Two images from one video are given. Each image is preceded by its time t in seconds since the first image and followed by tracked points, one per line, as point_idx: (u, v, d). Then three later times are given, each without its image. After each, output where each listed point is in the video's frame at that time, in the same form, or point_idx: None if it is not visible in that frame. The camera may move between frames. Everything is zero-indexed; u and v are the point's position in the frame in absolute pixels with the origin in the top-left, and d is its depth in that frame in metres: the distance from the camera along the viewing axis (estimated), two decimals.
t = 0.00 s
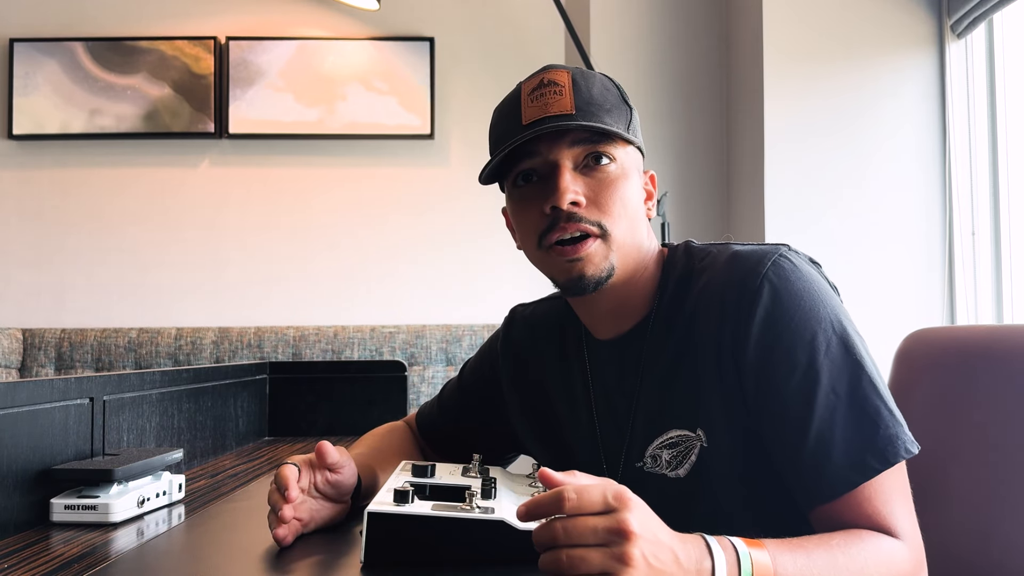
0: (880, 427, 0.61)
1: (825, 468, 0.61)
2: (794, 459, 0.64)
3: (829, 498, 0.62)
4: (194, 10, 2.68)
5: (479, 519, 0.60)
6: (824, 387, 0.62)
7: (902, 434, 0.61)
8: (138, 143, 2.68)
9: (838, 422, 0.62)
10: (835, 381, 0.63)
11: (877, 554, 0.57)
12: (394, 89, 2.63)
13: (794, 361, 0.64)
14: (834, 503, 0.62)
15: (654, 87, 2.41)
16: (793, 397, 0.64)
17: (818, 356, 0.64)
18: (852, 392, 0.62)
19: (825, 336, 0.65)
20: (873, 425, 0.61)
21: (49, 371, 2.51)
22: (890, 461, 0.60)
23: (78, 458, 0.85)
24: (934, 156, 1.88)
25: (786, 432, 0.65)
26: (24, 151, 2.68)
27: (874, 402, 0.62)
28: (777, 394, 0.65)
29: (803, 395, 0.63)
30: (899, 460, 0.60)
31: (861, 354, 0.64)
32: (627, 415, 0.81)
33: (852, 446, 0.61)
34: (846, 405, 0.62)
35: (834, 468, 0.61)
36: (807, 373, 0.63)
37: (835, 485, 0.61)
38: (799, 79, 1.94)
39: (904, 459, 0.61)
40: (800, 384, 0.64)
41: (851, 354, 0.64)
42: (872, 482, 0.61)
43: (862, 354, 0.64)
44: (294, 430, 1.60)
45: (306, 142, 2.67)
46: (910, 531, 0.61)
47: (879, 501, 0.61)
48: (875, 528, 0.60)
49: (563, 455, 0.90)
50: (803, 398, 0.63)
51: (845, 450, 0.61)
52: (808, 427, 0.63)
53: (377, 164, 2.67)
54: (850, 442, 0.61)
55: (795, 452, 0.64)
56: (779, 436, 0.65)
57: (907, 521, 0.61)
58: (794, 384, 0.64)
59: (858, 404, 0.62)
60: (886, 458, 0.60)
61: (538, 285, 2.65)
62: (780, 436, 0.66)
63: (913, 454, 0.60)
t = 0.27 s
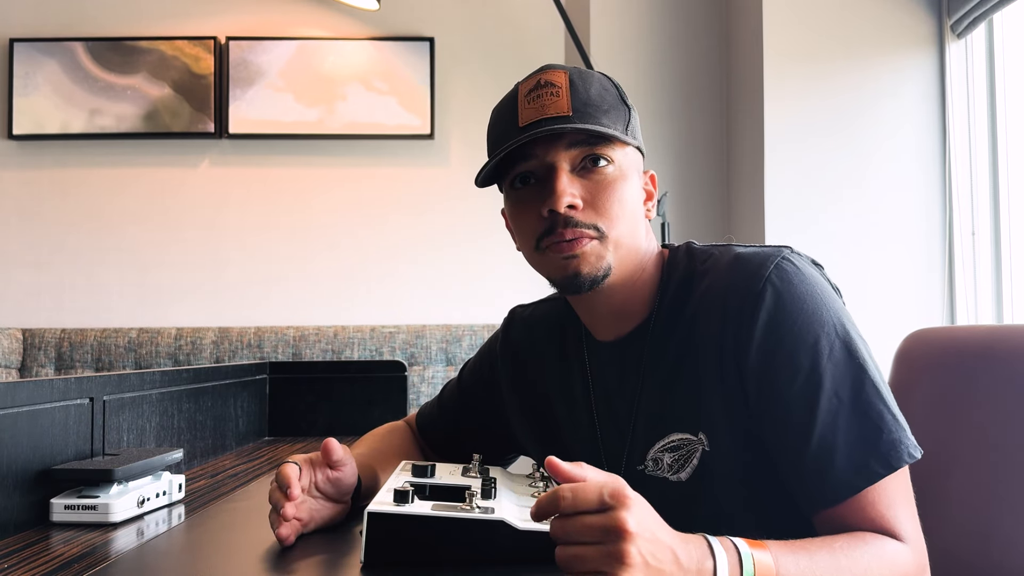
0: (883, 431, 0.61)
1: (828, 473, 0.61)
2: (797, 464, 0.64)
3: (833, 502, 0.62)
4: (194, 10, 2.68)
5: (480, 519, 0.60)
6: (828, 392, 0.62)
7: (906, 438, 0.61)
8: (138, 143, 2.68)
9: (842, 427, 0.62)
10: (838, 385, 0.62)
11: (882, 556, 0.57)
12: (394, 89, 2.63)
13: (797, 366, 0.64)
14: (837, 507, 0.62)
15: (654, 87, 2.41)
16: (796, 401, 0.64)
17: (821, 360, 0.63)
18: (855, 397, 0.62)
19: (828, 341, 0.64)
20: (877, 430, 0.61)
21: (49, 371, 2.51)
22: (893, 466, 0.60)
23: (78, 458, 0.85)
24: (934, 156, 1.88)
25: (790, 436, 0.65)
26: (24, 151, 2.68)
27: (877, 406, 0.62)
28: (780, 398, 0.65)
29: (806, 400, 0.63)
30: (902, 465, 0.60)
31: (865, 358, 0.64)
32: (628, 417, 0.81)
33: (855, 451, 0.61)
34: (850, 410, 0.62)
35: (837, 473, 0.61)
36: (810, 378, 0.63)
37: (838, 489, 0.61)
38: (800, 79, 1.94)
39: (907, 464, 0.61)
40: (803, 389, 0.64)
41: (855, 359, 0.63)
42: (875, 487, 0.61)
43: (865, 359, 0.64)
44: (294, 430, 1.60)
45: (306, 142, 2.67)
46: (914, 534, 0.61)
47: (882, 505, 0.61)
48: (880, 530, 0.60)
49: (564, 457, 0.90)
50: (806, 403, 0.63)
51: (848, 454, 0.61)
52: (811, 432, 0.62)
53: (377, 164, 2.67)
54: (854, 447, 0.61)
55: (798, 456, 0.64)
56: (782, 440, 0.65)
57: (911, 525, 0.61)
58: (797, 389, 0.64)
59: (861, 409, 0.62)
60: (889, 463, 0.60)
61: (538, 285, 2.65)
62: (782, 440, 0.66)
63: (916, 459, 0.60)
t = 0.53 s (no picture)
0: (879, 446, 0.61)
1: (825, 486, 0.62)
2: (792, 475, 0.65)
3: (827, 515, 0.62)
4: (194, 10, 2.68)
5: (480, 519, 0.60)
6: (826, 404, 0.62)
7: (900, 455, 0.61)
8: (138, 143, 2.68)
9: (838, 441, 0.62)
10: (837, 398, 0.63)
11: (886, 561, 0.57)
12: (394, 89, 2.63)
13: (796, 378, 0.64)
14: (831, 520, 0.62)
15: (654, 87, 2.41)
16: (794, 414, 0.64)
17: (820, 373, 0.63)
18: (852, 411, 0.62)
19: (828, 354, 0.64)
20: (872, 445, 0.61)
21: (49, 371, 2.51)
22: (886, 481, 0.61)
23: (79, 458, 0.85)
24: (934, 155, 1.88)
25: (786, 446, 0.65)
26: (24, 151, 2.68)
27: (874, 420, 0.62)
28: (777, 408, 0.65)
29: (803, 413, 0.63)
30: (896, 481, 0.61)
31: (864, 372, 0.64)
32: (627, 423, 0.81)
33: (851, 465, 0.61)
34: (847, 424, 0.62)
35: (833, 486, 0.61)
36: (809, 389, 0.63)
37: (833, 503, 0.62)
38: (799, 79, 1.94)
39: (902, 479, 0.61)
40: (801, 402, 0.64)
41: (854, 373, 0.64)
42: (869, 501, 0.61)
43: (864, 372, 0.64)
44: (294, 430, 1.60)
45: (306, 142, 2.67)
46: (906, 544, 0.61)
47: (876, 517, 0.61)
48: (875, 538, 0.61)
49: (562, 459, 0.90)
50: (803, 416, 0.63)
51: (844, 469, 0.61)
52: (808, 446, 0.63)
53: (377, 164, 2.67)
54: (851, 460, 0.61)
55: (795, 467, 0.64)
56: (778, 449, 0.66)
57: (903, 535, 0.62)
58: (795, 401, 0.64)
59: (858, 423, 0.62)
60: (883, 478, 0.60)
61: (538, 285, 2.65)
62: (780, 451, 0.66)
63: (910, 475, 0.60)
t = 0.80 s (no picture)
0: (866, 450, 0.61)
1: (811, 487, 0.62)
2: (780, 476, 0.65)
3: (813, 517, 0.62)
4: (194, 9, 2.68)
5: (479, 520, 0.60)
6: (816, 404, 0.62)
7: (887, 457, 0.61)
8: (138, 143, 2.68)
9: (826, 442, 0.62)
10: (827, 398, 0.62)
11: None
12: (394, 89, 2.63)
13: (788, 378, 0.64)
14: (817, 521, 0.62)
15: (655, 87, 2.41)
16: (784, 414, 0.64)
17: (812, 372, 0.63)
18: (842, 413, 0.62)
19: (821, 353, 0.64)
20: (860, 447, 0.61)
21: (49, 371, 2.52)
22: (871, 484, 0.61)
23: (78, 458, 0.85)
24: (934, 155, 1.88)
25: (776, 447, 0.65)
26: (24, 151, 2.68)
27: (862, 422, 0.62)
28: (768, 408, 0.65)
29: (793, 413, 0.63)
30: (882, 484, 0.61)
31: (857, 373, 0.64)
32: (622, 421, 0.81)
33: (838, 467, 0.61)
34: (836, 425, 0.62)
35: (819, 488, 0.61)
36: (800, 389, 0.63)
37: (819, 505, 0.62)
38: (800, 79, 1.94)
39: (889, 483, 0.61)
40: (792, 401, 0.64)
41: (846, 373, 0.63)
42: (855, 504, 0.62)
43: (857, 373, 0.64)
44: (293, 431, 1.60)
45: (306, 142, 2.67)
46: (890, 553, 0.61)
47: (860, 521, 0.61)
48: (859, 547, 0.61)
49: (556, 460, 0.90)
50: (793, 416, 0.63)
51: (830, 470, 0.61)
52: (797, 447, 0.63)
53: (377, 164, 2.67)
54: (837, 463, 0.61)
55: (782, 467, 0.64)
56: (768, 449, 0.66)
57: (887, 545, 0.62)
58: (786, 401, 0.64)
59: (847, 425, 0.62)
60: (869, 482, 0.61)
61: (539, 285, 2.65)
62: (769, 451, 0.66)
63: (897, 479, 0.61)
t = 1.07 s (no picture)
0: (868, 456, 0.61)
1: (815, 493, 0.62)
2: (782, 481, 0.64)
3: (816, 523, 0.62)
4: (194, 9, 2.68)
5: (479, 519, 0.60)
6: (820, 411, 0.63)
7: (890, 466, 0.61)
8: (138, 143, 2.68)
9: (830, 448, 0.62)
10: (831, 405, 0.63)
11: None
12: (394, 89, 2.63)
13: (792, 382, 0.64)
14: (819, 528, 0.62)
15: (654, 87, 2.41)
16: (788, 418, 0.64)
17: (817, 379, 0.63)
18: (846, 419, 0.62)
19: (826, 359, 0.64)
20: (862, 454, 0.62)
21: (49, 371, 2.52)
22: (873, 492, 0.61)
23: (79, 458, 0.85)
24: (934, 155, 1.88)
25: (779, 451, 0.65)
26: (24, 151, 2.68)
27: (866, 429, 0.62)
28: (772, 413, 0.65)
29: (799, 417, 0.63)
30: (884, 492, 0.61)
31: (861, 379, 0.64)
32: (623, 424, 0.81)
33: (841, 473, 0.61)
34: (839, 431, 0.62)
35: (823, 495, 0.61)
36: (804, 395, 0.63)
37: (822, 511, 0.62)
38: (799, 79, 1.94)
39: (891, 490, 0.62)
40: (796, 406, 0.64)
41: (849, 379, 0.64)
42: (857, 512, 0.62)
43: (861, 380, 0.64)
44: (294, 430, 1.60)
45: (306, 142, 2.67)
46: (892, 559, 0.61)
47: (862, 529, 0.62)
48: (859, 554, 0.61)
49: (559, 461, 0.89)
50: (797, 421, 0.63)
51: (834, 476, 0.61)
52: (801, 452, 0.63)
53: (377, 164, 2.67)
54: (841, 469, 0.61)
55: (784, 473, 0.64)
56: (770, 454, 0.66)
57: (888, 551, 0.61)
58: (791, 406, 0.64)
59: (850, 432, 0.62)
60: (870, 489, 0.61)
61: (539, 285, 2.65)
62: (773, 456, 0.66)
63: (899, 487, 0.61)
